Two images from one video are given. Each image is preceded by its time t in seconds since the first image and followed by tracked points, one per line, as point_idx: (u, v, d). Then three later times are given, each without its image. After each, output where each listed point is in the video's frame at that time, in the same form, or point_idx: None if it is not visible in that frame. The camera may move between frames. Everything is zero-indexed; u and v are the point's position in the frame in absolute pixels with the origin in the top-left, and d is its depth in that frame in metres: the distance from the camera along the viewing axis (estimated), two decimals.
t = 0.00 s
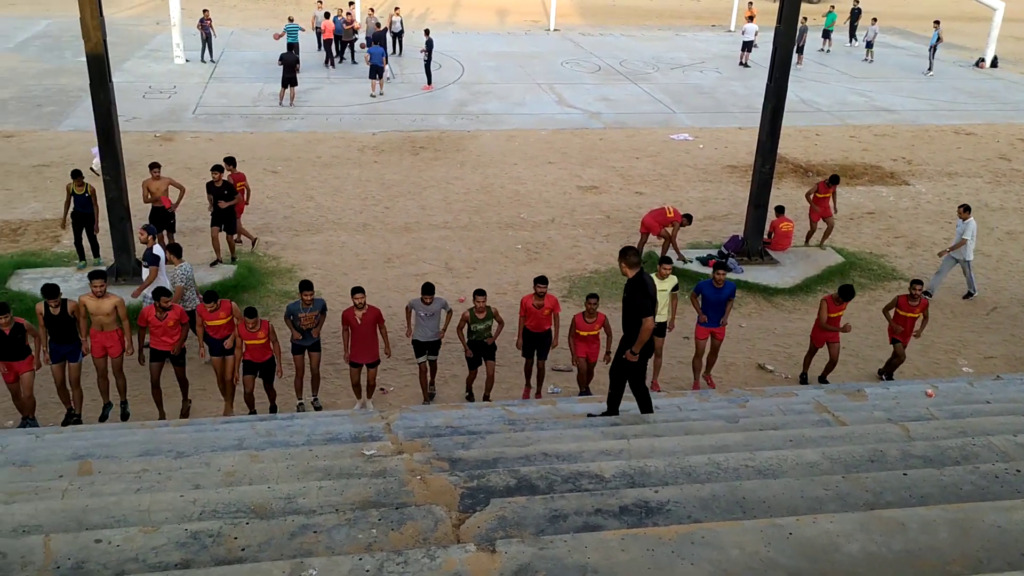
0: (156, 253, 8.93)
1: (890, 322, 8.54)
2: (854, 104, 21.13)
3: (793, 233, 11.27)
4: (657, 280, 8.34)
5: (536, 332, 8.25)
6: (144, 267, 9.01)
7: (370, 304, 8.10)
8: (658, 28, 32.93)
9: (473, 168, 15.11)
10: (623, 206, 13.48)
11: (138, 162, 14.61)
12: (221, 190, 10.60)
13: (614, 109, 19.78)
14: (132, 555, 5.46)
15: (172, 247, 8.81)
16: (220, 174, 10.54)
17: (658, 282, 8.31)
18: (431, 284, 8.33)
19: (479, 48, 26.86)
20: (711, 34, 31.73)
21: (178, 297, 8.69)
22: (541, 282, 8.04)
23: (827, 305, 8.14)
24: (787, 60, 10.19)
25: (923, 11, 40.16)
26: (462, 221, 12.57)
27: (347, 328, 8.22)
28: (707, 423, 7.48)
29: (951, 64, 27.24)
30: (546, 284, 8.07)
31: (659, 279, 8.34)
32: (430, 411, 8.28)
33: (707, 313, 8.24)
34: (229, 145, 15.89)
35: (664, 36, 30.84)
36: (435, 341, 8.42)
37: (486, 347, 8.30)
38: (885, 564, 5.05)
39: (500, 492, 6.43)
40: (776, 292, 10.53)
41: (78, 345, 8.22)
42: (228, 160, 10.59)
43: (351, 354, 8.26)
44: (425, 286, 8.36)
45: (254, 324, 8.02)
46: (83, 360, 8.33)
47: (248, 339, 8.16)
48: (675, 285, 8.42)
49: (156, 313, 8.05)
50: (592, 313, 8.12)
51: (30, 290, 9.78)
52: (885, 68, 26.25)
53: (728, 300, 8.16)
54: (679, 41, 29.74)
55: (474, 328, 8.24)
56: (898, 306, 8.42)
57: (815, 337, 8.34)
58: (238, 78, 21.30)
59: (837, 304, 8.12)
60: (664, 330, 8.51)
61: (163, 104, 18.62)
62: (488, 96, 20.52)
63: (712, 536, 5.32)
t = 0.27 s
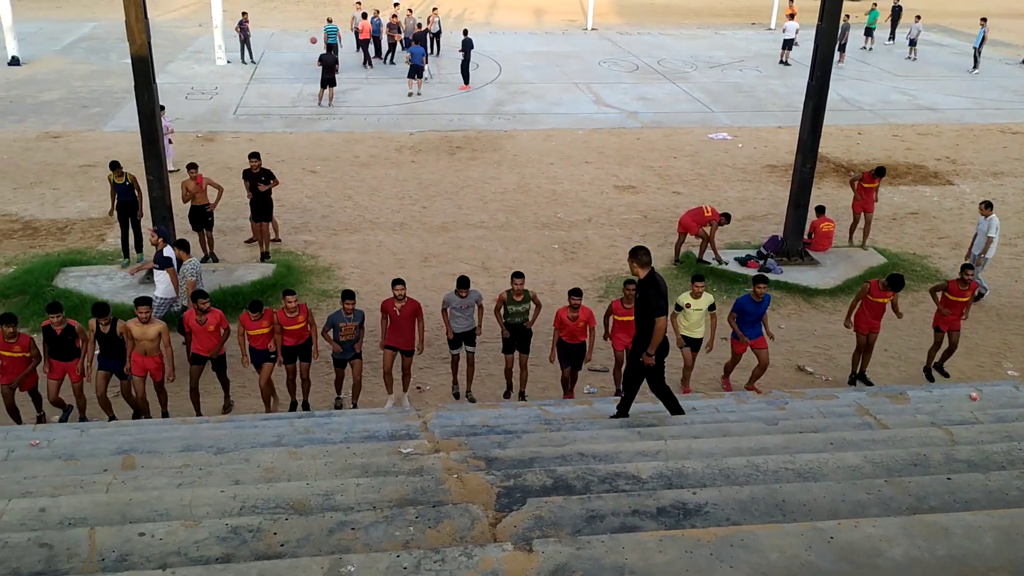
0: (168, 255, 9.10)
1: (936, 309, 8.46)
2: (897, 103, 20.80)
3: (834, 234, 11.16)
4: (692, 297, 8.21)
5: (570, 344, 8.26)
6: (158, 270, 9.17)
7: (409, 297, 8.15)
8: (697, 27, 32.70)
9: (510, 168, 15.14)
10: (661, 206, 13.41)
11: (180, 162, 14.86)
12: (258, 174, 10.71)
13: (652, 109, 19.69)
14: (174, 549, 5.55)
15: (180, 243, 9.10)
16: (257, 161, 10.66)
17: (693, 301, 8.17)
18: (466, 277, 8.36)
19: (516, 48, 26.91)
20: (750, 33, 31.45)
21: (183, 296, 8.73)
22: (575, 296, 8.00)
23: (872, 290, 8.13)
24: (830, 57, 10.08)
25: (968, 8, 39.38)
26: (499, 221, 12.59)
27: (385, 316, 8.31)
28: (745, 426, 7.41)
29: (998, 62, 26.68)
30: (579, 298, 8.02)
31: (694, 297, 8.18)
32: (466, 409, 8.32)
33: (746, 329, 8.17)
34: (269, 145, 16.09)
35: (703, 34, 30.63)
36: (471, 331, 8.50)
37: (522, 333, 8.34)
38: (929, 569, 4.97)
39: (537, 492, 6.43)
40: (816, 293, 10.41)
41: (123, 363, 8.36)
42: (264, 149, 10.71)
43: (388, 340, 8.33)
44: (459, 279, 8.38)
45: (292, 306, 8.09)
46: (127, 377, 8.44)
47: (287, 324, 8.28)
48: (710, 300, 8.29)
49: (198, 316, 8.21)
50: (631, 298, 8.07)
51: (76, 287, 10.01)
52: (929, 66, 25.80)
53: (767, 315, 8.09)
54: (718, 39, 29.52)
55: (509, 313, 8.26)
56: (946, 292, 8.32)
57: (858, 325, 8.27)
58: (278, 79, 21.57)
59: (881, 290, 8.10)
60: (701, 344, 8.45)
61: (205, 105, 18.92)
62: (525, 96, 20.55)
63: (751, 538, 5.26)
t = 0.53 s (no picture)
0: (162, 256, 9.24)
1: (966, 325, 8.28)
2: (928, 101, 20.56)
3: (863, 235, 11.04)
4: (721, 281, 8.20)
5: (597, 332, 8.24)
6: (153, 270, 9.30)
7: (435, 296, 8.18)
8: (725, 25, 32.51)
9: (536, 167, 15.14)
10: (687, 206, 13.34)
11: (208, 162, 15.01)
12: (285, 189, 10.81)
13: (679, 108, 19.60)
14: (203, 545, 5.60)
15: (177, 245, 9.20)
16: (284, 174, 10.78)
17: (723, 284, 8.15)
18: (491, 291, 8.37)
19: (543, 47, 26.91)
20: (779, 31, 31.22)
21: (182, 303, 8.70)
22: (603, 283, 8.01)
23: (897, 305, 7.96)
24: (859, 55, 9.99)
25: (1001, 5, 38.82)
26: (525, 220, 12.60)
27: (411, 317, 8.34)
28: (773, 427, 7.36)
29: None
30: (608, 284, 8.02)
31: (723, 280, 8.17)
32: (492, 409, 8.33)
33: (778, 312, 8.13)
34: (296, 145, 16.21)
35: (730, 33, 30.45)
36: (496, 347, 8.45)
37: (547, 347, 8.29)
38: (960, 573, 4.91)
39: (563, 491, 6.42)
40: (845, 293, 10.32)
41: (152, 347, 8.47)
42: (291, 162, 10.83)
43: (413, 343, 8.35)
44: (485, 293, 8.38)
45: (322, 318, 8.11)
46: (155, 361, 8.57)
47: (316, 336, 8.28)
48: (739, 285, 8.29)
49: (227, 307, 8.30)
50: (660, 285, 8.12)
51: (106, 286, 10.15)
52: (962, 64, 25.47)
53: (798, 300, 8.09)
54: (746, 38, 29.34)
55: (534, 327, 8.23)
56: (976, 310, 8.11)
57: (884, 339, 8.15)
58: (305, 79, 21.72)
59: (908, 305, 7.92)
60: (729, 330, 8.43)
61: (234, 105, 19.09)
62: (551, 95, 20.54)
63: (779, 540, 5.22)
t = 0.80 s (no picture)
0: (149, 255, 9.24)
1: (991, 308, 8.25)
2: (948, 99, 20.39)
3: (882, 233, 10.97)
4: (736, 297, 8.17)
5: (612, 344, 8.23)
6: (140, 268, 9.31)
7: (450, 295, 8.20)
8: (742, 23, 32.36)
9: (552, 166, 15.13)
10: (704, 204, 13.29)
11: (226, 161, 15.09)
12: (299, 172, 10.87)
13: (696, 106, 19.53)
14: (220, 541, 5.63)
15: (160, 243, 9.23)
16: (298, 159, 10.83)
17: (738, 302, 8.12)
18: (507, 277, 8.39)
19: (559, 45, 26.88)
20: (797, 29, 31.04)
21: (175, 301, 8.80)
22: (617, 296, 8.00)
23: (920, 290, 8.00)
24: (878, 53, 9.92)
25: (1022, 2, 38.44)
26: (541, 219, 12.59)
27: (425, 318, 8.34)
28: (791, 427, 7.32)
29: None
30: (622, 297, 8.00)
31: (738, 298, 8.13)
32: (507, 408, 8.34)
33: (791, 327, 8.08)
34: (313, 144, 16.27)
35: (748, 31, 30.32)
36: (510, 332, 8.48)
37: (563, 331, 8.32)
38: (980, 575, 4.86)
39: (579, 490, 6.41)
40: (863, 292, 10.26)
41: (171, 351, 8.50)
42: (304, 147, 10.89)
43: (429, 344, 8.36)
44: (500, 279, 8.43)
45: (338, 302, 8.20)
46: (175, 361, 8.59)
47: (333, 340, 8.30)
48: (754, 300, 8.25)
49: (247, 312, 8.34)
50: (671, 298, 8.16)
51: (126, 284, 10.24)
52: (983, 62, 25.22)
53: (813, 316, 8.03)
54: (763, 36, 29.20)
55: (549, 312, 8.26)
56: (1001, 292, 8.10)
57: (907, 326, 8.15)
58: (322, 78, 21.81)
59: (931, 290, 7.96)
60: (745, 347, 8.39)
61: (252, 104, 19.19)
62: (568, 94, 20.52)
63: (797, 540, 5.19)
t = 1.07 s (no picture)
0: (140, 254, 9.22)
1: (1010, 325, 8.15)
2: (972, 96, 20.18)
3: (904, 232, 10.95)
4: (759, 280, 8.15)
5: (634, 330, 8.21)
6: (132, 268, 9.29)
7: (471, 286, 8.22)
8: (763, 20, 32.18)
9: (571, 163, 15.12)
10: (725, 202, 13.22)
11: (246, 159, 15.17)
12: (316, 186, 10.71)
13: (716, 103, 19.43)
14: (241, 537, 5.67)
15: (149, 243, 9.14)
16: (315, 171, 10.73)
17: (761, 284, 8.10)
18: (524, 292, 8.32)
19: (578, 43, 26.85)
20: (818, 25, 30.83)
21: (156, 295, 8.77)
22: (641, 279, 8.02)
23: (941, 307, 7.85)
24: (901, 50, 9.83)
25: None
26: (560, 217, 12.58)
27: (446, 309, 8.36)
28: (811, 426, 7.27)
29: None
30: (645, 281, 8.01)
31: (761, 280, 8.13)
32: (525, 406, 8.34)
33: (813, 307, 8.04)
34: (333, 142, 16.35)
35: (769, 28, 30.14)
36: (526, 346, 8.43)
37: (579, 345, 8.29)
38: None
39: (597, 488, 6.40)
40: (885, 291, 10.19)
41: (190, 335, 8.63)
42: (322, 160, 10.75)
43: (451, 337, 8.40)
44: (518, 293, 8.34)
45: (355, 311, 8.13)
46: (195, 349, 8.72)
47: (349, 330, 8.33)
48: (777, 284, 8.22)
49: (265, 303, 8.39)
50: (686, 295, 8.09)
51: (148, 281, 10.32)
52: (1007, 58, 24.94)
53: (837, 297, 8.00)
54: (784, 32, 29.04)
55: (567, 324, 8.22)
56: (1019, 311, 8.00)
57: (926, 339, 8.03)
58: (342, 77, 21.89)
59: (952, 306, 7.82)
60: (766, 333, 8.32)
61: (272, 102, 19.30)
62: (587, 92, 20.49)
63: (818, 539, 5.16)
